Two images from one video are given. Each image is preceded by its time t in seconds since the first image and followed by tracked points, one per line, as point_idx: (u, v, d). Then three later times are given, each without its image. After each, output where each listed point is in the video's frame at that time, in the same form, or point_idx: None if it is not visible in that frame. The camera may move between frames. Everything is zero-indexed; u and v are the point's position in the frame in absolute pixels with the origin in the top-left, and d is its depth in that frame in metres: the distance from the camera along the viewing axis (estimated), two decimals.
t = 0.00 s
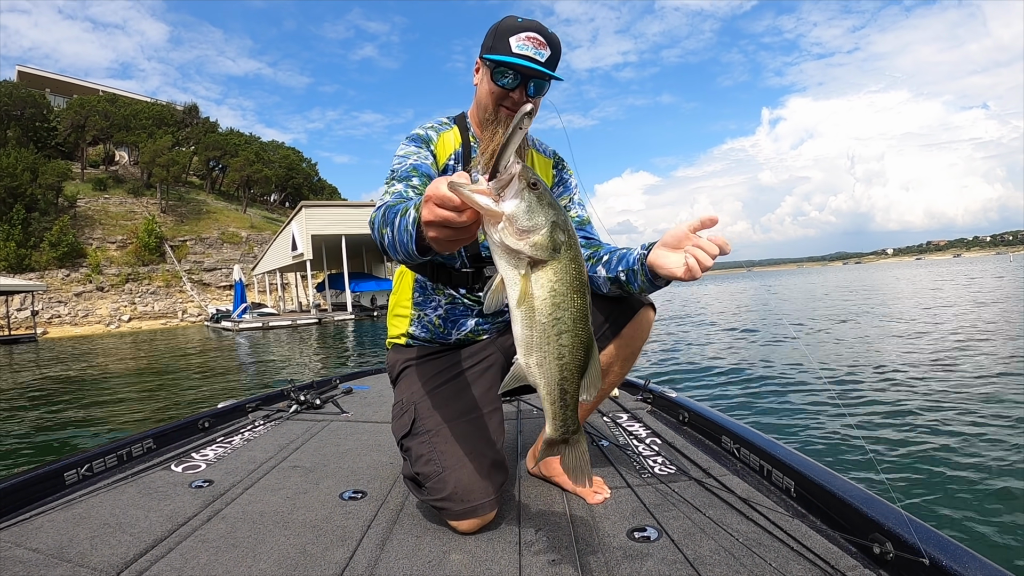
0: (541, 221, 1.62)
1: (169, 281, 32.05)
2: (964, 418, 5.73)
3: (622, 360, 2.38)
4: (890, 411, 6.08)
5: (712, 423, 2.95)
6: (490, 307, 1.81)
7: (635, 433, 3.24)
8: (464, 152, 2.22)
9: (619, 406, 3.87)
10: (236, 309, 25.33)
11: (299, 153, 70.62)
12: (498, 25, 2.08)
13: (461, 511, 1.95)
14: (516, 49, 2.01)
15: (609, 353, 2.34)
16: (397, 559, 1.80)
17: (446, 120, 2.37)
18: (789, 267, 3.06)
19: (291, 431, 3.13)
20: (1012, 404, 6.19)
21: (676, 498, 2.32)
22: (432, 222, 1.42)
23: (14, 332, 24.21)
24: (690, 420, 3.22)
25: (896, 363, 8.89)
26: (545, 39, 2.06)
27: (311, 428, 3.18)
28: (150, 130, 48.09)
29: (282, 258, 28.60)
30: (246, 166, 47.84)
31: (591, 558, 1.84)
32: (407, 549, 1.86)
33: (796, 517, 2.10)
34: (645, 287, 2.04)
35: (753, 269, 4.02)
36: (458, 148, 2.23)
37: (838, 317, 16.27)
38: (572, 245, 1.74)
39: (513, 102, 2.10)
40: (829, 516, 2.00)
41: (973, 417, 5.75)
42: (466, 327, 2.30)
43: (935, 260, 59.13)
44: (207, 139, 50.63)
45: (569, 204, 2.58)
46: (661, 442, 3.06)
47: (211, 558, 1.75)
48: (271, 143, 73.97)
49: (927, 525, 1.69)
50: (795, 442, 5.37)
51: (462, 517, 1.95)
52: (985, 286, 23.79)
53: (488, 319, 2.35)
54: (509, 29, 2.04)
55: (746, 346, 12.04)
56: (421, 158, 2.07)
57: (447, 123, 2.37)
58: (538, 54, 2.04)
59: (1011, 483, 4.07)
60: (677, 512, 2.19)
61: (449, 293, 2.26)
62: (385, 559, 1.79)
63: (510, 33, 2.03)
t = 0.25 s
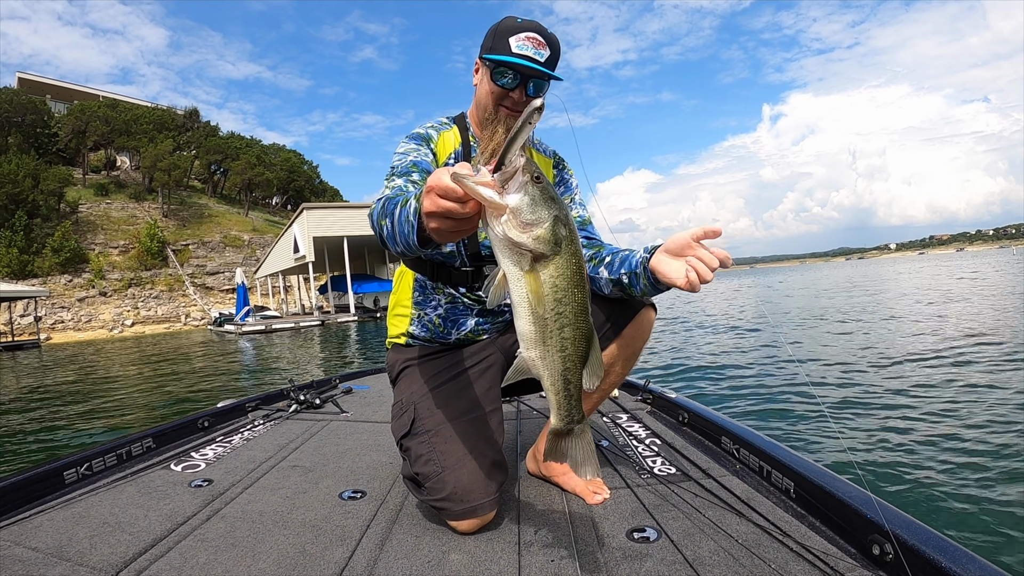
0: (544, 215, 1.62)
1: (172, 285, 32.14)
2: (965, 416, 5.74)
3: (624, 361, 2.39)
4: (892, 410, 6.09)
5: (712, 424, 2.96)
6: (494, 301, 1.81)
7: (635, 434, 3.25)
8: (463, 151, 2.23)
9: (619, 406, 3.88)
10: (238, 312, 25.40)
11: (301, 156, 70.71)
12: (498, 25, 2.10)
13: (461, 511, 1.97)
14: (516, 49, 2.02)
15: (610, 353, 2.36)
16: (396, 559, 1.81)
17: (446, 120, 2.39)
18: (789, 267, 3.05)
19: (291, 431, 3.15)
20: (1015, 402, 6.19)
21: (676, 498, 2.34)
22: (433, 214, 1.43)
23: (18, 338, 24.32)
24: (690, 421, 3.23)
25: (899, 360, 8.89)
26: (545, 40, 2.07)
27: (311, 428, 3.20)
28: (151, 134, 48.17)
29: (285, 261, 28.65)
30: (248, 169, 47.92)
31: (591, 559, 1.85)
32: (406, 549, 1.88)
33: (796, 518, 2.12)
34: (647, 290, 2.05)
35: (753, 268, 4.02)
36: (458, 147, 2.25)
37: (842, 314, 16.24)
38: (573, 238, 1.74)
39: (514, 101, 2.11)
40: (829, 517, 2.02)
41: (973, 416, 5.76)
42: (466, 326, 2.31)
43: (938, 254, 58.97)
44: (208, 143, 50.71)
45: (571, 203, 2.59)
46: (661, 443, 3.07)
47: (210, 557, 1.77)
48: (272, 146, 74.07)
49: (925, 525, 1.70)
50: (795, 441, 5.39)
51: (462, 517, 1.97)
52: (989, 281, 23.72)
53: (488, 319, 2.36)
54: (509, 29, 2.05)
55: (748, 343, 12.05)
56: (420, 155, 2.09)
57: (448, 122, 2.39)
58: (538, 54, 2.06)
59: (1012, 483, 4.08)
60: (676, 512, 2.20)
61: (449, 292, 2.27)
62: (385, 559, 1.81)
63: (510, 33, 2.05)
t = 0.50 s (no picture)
0: (554, 229, 1.62)
1: (175, 286, 32.23)
2: (967, 418, 5.72)
3: (626, 361, 2.39)
4: (895, 411, 6.07)
5: (712, 424, 2.95)
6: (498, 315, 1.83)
7: (634, 434, 3.25)
8: (469, 151, 2.24)
9: (619, 406, 3.87)
10: (242, 313, 25.45)
11: (304, 157, 70.88)
12: (506, 25, 2.08)
13: (461, 511, 1.96)
14: (525, 51, 2.02)
15: (612, 355, 2.35)
16: (396, 558, 1.81)
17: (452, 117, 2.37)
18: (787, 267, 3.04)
19: (291, 430, 3.15)
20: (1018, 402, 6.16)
21: (675, 498, 2.33)
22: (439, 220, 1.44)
23: (22, 339, 24.41)
24: (689, 421, 3.22)
25: (902, 361, 8.86)
26: (553, 42, 2.07)
27: (311, 428, 3.20)
28: (155, 136, 48.32)
29: (288, 262, 28.69)
30: (251, 170, 48.03)
31: (591, 559, 1.85)
32: (406, 549, 1.87)
33: (795, 518, 2.11)
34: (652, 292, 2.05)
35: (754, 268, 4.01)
36: (463, 147, 2.25)
37: (845, 314, 16.19)
38: (580, 255, 1.75)
39: (521, 103, 2.12)
40: (828, 517, 2.01)
41: (976, 417, 5.73)
42: (468, 326, 2.31)
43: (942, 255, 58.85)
44: (211, 144, 50.85)
45: (576, 204, 2.61)
46: (660, 442, 3.06)
47: (211, 557, 1.76)
48: (276, 148, 74.25)
49: (925, 525, 1.70)
50: (797, 443, 5.37)
51: (462, 517, 1.96)
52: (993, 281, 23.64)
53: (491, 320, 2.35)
54: (518, 31, 2.04)
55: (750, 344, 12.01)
56: (425, 155, 2.09)
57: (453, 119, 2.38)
58: (547, 56, 2.06)
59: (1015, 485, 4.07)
60: (676, 512, 2.20)
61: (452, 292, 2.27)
62: (385, 559, 1.80)
63: (518, 35, 2.04)
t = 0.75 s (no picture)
0: (563, 238, 1.60)
1: (179, 283, 32.28)
2: (973, 427, 5.66)
3: (630, 363, 2.35)
4: (900, 420, 6.04)
5: (712, 424, 2.92)
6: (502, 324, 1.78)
7: (635, 433, 3.22)
8: (474, 151, 2.20)
9: (620, 406, 3.84)
10: (244, 311, 25.48)
11: (310, 157, 71.00)
12: (513, 24, 2.06)
13: (462, 511, 1.94)
14: (533, 51, 2.00)
15: (615, 357, 2.30)
16: (396, 559, 1.78)
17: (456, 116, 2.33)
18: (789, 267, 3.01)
19: (291, 431, 3.13)
20: None
21: (675, 497, 2.30)
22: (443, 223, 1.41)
23: (25, 333, 24.47)
24: (690, 420, 3.19)
25: (907, 369, 8.82)
26: (561, 40, 2.06)
27: (311, 428, 3.18)
28: (161, 133, 48.44)
29: (291, 261, 28.72)
30: (256, 169, 48.13)
31: (591, 558, 1.82)
32: (406, 549, 1.85)
33: (796, 518, 2.08)
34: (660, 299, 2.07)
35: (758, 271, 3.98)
36: (469, 147, 2.20)
37: (850, 322, 16.13)
38: (587, 265, 1.73)
39: (529, 103, 2.10)
40: (828, 517, 1.98)
41: (981, 426, 5.69)
42: (471, 327, 2.30)
43: (947, 264, 58.67)
44: (217, 142, 50.98)
45: (582, 206, 2.55)
46: (660, 442, 3.03)
47: (211, 557, 1.74)
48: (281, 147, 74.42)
49: (925, 524, 1.67)
50: (800, 450, 5.33)
51: (463, 517, 1.94)
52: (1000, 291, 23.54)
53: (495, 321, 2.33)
54: (525, 30, 2.02)
55: (754, 351, 11.97)
56: (431, 156, 2.05)
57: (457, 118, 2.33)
58: (555, 55, 2.04)
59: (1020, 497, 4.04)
60: (676, 512, 2.17)
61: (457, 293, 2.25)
62: (385, 559, 1.78)
63: (526, 34, 2.03)
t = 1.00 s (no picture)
0: (581, 277, 1.64)
1: (182, 280, 32.34)
2: (978, 434, 5.63)
3: (631, 366, 2.22)
4: (904, 426, 6.01)
5: (713, 424, 2.89)
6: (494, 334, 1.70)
7: (635, 433, 3.19)
8: (476, 155, 2.16)
9: (621, 405, 3.82)
10: (247, 309, 25.50)
11: (315, 156, 71.13)
12: (515, 24, 1.99)
13: (464, 510, 1.92)
14: (535, 54, 1.94)
15: (615, 360, 2.21)
16: (397, 559, 1.76)
17: (460, 118, 2.28)
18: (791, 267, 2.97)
19: (292, 431, 3.10)
20: None
21: (676, 497, 2.28)
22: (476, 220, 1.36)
23: (28, 328, 24.52)
24: (690, 419, 3.16)
25: (912, 376, 8.78)
26: (563, 40, 1.98)
27: (311, 428, 3.16)
28: (166, 130, 48.56)
29: (295, 259, 28.75)
30: (261, 167, 48.23)
31: (590, 558, 1.79)
32: (407, 549, 1.82)
33: (796, 517, 2.05)
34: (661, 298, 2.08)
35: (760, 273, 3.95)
36: (472, 150, 2.16)
37: (854, 327, 16.10)
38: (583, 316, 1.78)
39: (533, 109, 2.04)
40: (829, 516, 1.95)
41: (985, 433, 5.66)
42: (474, 327, 2.26)
43: (951, 272, 58.54)
44: (223, 139, 51.08)
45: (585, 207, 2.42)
46: (660, 442, 3.01)
47: (212, 558, 1.72)
48: (286, 145, 74.57)
49: (927, 523, 1.64)
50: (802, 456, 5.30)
51: (465, 516, 1.92)
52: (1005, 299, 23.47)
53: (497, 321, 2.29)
54: (526, 33, 1.95)
55: (757, 355, 11.95)
56: (430, 160, 2.01)
57: (461, 120, 2.28)
58: (558, 56, 1.97)
59: None
60: (676, 511, 2.14)
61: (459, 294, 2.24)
62: (386, 560, 1.75)
63: (527, 36, 1.95)
